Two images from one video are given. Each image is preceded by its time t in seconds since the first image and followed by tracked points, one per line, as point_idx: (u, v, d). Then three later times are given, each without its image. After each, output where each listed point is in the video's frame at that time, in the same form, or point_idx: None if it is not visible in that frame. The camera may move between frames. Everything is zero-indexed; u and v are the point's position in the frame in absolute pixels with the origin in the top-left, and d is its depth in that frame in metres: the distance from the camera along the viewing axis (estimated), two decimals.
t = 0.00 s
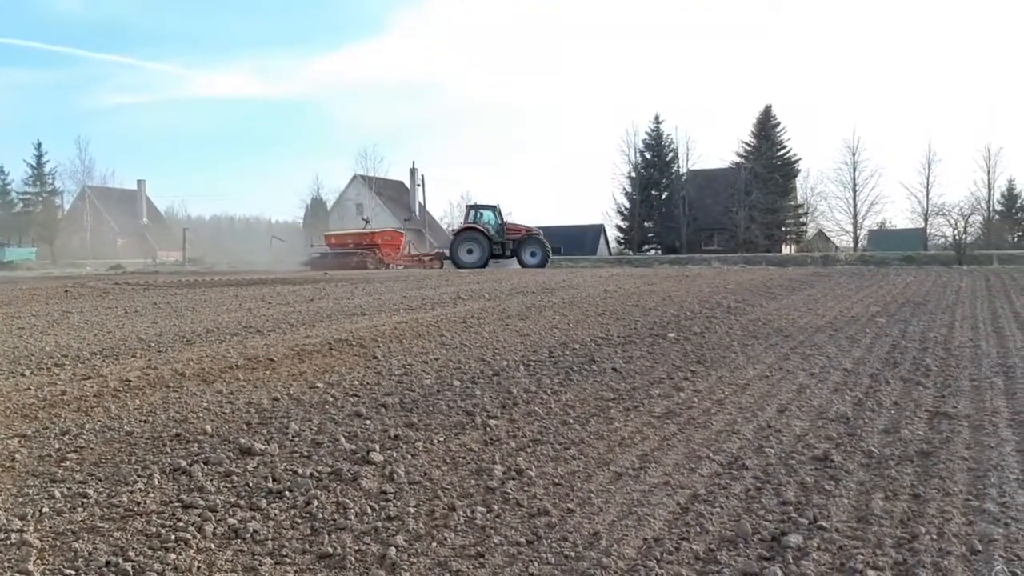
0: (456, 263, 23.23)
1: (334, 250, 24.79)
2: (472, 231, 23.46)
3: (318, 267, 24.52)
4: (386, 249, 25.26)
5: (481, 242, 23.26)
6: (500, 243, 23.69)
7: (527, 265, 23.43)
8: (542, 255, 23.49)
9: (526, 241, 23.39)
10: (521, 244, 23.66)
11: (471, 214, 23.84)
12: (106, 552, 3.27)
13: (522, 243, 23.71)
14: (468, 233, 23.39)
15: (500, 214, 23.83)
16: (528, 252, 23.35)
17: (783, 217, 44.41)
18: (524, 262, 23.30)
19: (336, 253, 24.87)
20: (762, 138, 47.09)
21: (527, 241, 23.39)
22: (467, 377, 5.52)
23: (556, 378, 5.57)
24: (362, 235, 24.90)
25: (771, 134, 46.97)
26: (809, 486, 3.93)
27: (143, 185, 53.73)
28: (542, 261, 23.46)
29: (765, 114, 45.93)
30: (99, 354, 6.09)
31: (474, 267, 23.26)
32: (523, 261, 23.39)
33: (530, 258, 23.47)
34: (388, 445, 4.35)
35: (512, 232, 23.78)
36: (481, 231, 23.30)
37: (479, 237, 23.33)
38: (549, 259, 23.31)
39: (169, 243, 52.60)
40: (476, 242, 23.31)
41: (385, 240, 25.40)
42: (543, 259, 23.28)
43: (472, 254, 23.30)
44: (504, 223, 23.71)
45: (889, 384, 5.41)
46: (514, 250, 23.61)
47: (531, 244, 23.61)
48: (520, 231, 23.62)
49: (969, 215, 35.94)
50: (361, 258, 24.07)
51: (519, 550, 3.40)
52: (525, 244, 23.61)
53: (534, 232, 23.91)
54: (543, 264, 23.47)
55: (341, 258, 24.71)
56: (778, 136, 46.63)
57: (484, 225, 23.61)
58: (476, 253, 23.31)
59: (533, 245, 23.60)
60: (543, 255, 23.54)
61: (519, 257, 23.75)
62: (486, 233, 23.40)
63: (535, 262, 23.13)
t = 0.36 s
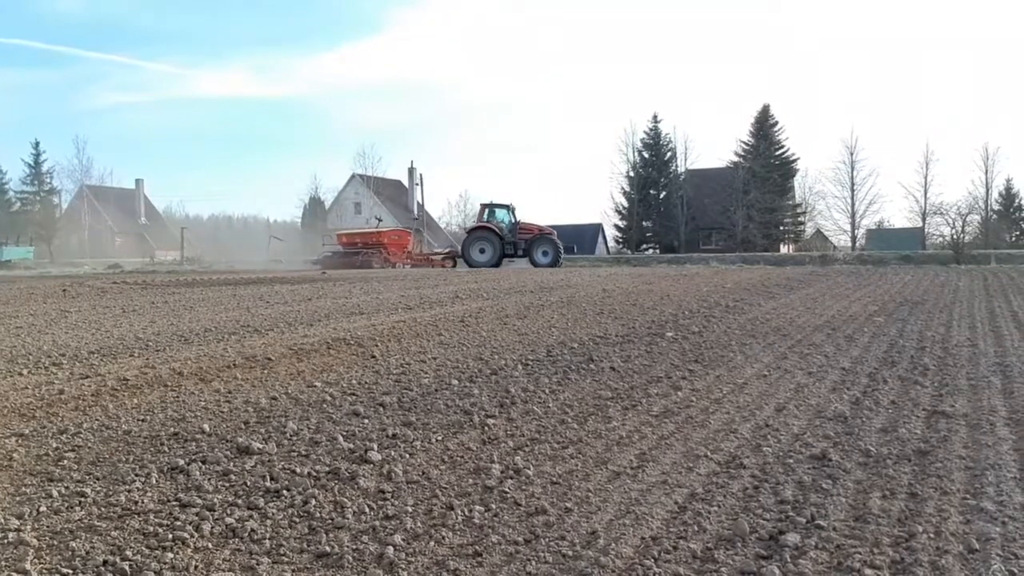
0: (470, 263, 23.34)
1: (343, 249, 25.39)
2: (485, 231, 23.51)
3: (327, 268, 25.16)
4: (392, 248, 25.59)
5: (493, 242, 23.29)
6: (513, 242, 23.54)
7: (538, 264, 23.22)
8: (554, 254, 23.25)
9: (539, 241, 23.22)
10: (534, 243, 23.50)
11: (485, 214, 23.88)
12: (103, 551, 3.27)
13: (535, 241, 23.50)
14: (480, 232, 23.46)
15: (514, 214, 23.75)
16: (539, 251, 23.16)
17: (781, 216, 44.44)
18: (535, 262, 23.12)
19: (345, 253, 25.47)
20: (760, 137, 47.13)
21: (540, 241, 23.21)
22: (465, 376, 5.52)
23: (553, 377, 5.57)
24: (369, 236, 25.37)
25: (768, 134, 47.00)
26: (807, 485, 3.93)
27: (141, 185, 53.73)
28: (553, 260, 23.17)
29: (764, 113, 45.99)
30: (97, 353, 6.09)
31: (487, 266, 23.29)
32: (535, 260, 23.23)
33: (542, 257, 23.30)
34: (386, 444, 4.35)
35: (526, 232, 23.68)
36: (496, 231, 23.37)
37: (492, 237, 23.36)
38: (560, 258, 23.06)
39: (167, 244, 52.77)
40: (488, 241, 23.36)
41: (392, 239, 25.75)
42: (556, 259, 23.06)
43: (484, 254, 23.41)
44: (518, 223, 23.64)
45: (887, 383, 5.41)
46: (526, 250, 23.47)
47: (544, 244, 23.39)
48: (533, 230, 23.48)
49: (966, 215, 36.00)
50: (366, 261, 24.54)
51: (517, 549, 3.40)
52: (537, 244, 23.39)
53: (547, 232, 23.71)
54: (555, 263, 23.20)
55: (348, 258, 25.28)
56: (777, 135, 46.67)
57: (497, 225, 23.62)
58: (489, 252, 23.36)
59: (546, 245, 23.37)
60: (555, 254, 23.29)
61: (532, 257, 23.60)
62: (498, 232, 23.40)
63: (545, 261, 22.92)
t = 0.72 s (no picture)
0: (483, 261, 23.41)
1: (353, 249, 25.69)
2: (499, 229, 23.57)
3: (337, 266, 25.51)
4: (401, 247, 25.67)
5: (506, 241, 23.33)
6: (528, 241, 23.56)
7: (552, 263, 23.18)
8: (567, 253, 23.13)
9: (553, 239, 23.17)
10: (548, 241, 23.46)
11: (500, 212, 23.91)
12: (101, 551, 3.27)
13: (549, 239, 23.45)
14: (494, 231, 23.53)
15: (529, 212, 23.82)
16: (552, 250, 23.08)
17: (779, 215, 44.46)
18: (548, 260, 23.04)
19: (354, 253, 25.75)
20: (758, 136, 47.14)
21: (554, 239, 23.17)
22: (464, 375, 5.52)
23: (552, 376, 5.56)
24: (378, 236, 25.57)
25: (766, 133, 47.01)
26: (805, 483, 3.93)
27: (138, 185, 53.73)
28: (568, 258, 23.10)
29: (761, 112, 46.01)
30: (95, 353, 6.09)
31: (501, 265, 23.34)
32: (548, 259, 23.25)
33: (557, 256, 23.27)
34: (385, 443, 4.34)
35: (540, 231, 23.69)
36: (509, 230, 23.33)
37: (505, 235, 23.38)
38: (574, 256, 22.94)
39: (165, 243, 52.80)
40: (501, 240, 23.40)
41: (402, 238, 25.76)
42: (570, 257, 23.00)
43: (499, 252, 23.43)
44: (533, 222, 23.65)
45: (886, 381, 5.41)
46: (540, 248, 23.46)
47: (558, 242, 23.36)
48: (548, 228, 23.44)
49: (964, 213, 36.00)
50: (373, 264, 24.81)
51: (515, 548, 3.40)
52: (552, 242, 23.37)
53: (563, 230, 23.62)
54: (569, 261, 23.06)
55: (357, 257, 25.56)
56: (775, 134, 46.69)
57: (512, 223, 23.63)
58: (502, 251, 23.39)
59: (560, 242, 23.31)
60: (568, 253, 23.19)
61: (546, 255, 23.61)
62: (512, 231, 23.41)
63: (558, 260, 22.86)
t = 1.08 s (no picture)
0: (491, 259, 23.45)
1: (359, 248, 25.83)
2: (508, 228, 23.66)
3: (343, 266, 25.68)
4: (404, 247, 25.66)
5: (515, 240, 23.37)
6: (537, 239, 23.57)
7: (561, 261, 23.16)
8: (576, 251, 23.09)
9: (561, 237, 23.08)
10: (556, 240, 23.39)
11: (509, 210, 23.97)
12: (94, 551, 3.26)
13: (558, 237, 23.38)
14: (503, 229, 23.61)
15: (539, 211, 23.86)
16: (562, 248, 23.07)
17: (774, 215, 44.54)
18: (557, 258, 23.00)
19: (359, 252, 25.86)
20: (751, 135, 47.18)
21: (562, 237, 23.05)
22: (457, 374, 5.51)
23: (546, 375, 5.56)
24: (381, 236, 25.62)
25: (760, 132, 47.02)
26: (798, 482, 3.94)
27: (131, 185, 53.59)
28: (576, 257, 22.96)
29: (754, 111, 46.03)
30: (87, 352, 6.07)
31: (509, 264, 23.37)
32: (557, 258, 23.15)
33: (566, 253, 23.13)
34: (379, 442, 4.33)
35: (550, 229, 23.67)
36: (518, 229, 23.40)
37: (514, 234, 23.43)
38: (583, 255, 22.89)
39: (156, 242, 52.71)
40: (511, 239, 23.45)
41: (406, 237, 25.74)
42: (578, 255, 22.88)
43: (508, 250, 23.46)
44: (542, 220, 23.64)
45: (879, 380, 5.42)
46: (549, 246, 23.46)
47: (567, 240, 23.21)
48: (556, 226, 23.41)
49: (957, 212, 36.11)
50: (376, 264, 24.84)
51: (509, 547, 3.40)
52: (560, 240, 23.25)
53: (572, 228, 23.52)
54: (578, 260, 23.01)
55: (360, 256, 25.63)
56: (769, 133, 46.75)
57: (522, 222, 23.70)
58: (510, 249, 23.44)
59: (569, 240, 23.20)
60: (578, 251, 23.14)
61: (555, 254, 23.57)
62: (521, 230, 23.47)
63: (567, 258, 22.84)
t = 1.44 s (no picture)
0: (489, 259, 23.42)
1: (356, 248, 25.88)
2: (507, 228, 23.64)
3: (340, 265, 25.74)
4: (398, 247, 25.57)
5: (513, 239, 23.35)
6: (536, 239, 23.57)
7: (560, 260, 23.18)
8: (576, 250, 23.14)
9: (561, 236, 23.08)
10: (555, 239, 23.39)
11: (508, 209, 23.99)
12: (73, 552, 3.24)
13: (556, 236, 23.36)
14: (502, 228, 23.56)
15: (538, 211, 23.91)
16: (561, 247, 23.09)
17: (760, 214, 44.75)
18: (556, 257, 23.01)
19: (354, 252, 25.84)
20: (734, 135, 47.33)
21: (562, 236, 23.05)
22: (440, 374, 5.51)
23: (529, 374, 5.57)
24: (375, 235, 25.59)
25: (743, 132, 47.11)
26: (780, 480, 3.96)
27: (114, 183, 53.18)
28: (575, 256, 22.95)
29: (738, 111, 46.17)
30: (67, 352, 6.03)
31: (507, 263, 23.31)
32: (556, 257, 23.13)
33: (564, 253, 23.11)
34: (361, 442, 4.33)
35: (549, 228, 23.67)
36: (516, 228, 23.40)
37: (513, 233, 23.41)
38: (582, 254, 22.93)
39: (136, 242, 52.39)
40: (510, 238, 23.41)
41: (400, 237, 25.65)
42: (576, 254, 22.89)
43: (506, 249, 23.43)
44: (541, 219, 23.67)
45: (860, 379, 5.46)
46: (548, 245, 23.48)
47: (566, 240, 23.22)
48: (555, 225, 23.42)
49: (940, 213, 36.43)
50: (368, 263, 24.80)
51: (491, 546, 3.40)
52: (559, 240, 23.26)
53: (572, 228, 23.54)
54: (577, 258, 23.06)
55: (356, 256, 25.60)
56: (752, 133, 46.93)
57: (521, 221, 23.69)
58: (510, 248, 23.39)
59: (567, 240, 23.19)
60: (577, 250, 23.19)
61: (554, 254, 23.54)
62: (521, 229, 23.45)
63: (567, 258, 22.86)
